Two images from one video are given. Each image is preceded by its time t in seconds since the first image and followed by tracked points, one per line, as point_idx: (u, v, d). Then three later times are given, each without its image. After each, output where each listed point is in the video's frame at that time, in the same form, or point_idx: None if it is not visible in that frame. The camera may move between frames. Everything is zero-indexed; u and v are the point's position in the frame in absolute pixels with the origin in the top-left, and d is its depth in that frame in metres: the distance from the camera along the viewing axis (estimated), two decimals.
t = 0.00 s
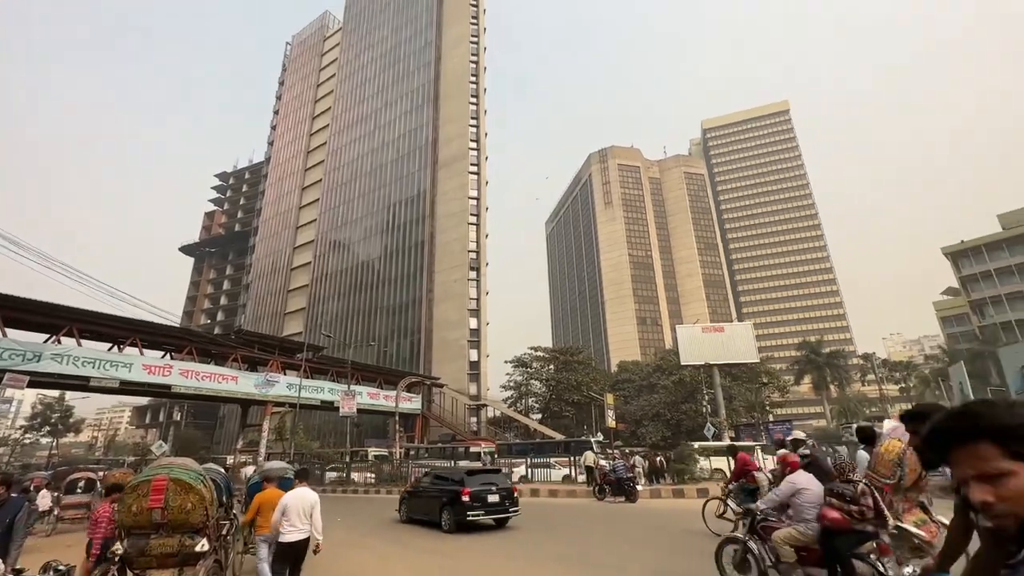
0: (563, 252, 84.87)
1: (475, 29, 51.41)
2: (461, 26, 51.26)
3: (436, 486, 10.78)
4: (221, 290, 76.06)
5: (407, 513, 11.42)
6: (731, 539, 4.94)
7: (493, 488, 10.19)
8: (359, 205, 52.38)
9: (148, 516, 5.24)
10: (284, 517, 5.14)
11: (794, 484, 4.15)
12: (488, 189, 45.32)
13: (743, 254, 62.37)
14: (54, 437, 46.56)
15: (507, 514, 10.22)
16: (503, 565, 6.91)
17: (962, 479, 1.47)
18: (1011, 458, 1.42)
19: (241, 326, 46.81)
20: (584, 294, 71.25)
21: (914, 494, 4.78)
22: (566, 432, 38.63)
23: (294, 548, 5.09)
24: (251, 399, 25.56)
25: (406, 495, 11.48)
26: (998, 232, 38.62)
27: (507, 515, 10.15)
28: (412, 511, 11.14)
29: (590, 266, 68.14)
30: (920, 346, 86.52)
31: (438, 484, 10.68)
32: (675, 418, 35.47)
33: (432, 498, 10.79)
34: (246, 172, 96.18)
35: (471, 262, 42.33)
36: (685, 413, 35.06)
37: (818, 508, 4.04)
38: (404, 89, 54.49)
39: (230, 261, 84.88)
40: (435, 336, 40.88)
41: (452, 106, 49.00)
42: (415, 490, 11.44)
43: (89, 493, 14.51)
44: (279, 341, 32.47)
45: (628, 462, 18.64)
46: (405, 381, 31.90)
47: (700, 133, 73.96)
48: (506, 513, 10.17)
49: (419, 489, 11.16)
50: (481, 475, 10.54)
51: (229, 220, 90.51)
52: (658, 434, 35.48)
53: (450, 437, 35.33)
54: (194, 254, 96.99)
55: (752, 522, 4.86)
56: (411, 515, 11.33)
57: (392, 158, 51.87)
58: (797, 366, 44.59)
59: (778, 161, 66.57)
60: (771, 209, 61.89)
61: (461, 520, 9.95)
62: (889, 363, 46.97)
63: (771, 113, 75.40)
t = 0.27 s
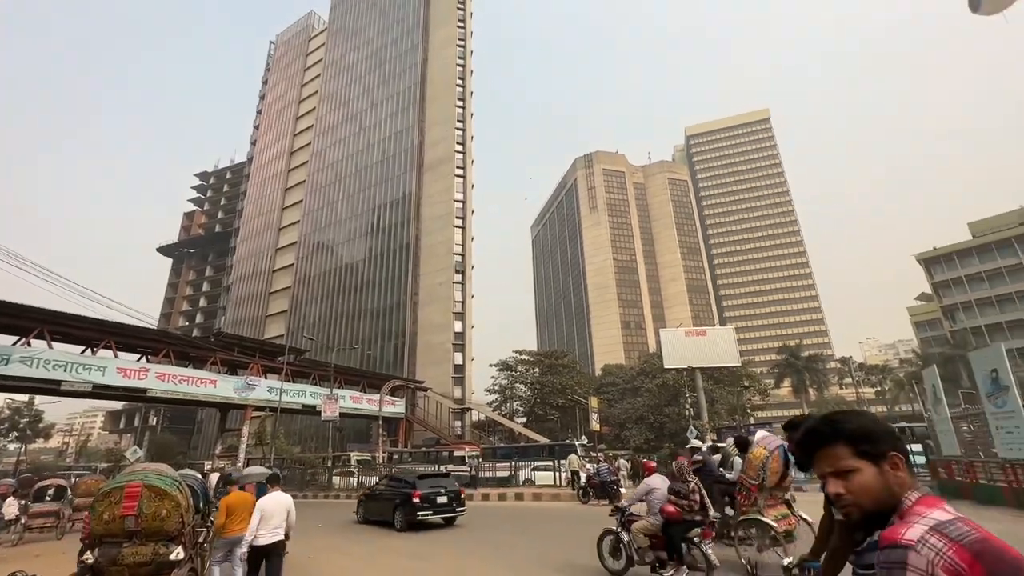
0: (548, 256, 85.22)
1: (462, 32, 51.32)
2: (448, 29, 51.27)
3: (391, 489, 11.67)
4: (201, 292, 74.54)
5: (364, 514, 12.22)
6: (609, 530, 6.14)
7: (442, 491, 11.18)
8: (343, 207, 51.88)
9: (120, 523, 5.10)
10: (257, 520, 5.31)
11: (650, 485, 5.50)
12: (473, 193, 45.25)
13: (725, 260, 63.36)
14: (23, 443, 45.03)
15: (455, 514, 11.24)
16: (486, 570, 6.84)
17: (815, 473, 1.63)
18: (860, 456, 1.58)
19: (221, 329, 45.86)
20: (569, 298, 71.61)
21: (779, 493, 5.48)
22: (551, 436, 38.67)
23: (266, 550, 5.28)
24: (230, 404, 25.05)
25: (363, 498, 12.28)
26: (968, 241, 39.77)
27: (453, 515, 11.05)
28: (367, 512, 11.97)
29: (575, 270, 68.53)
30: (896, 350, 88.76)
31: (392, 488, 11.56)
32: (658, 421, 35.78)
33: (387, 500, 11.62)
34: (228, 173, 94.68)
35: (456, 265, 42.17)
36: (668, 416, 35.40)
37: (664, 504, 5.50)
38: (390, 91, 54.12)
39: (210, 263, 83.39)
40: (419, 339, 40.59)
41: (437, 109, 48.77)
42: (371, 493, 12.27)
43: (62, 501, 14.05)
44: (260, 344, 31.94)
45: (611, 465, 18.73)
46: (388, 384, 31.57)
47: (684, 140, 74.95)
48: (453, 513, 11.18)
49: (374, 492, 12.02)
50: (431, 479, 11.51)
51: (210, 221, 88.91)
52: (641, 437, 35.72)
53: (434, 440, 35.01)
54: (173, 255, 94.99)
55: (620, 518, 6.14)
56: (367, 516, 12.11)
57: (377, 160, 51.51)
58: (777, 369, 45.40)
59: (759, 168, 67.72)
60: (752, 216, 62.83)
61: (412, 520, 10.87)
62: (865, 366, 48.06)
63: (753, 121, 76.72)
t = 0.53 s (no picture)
0: (534, 258, 85.29)
1: (449, 33, 51.18)
2: (435, 30, 51.09)
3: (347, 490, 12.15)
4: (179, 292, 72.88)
5: (321, 514, 12.67)
6: (514, 526, 6.96)
7: (394, 492, 11.64)
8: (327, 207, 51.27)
9: (91, 530, 4.93)
10: (227, 526, 5.22)
11: (546, 492, 6.34)
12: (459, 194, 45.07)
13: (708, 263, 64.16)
14: None
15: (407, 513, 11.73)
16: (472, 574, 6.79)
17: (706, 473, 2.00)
18: (738, 465, 1.92)
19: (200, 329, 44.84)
20: (555, 301, 71.77)
21: (678, 493, 6.28)
22: (535, 438, 38.65)
23: (238, 554, 5.16)
24: (208, 406, 24.49)
25: (320, 499, 12.73)
26: (941, 246, 40.83)
27: (406, 515, 11.64)
28: (325, 513, 12.45)
29: (561, 273, 68.74)
30: (872, 353, 90.83)
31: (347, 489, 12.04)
32: (641, 423, 36.03)
33: (343, 500, 12.09)
34: (208, 171, 92.86)
35: (442, 267, 41.92)
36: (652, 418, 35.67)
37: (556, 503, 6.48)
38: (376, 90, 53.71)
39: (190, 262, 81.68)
40: (404, 341, 40.23)
41: (423, 109, 48.53)
42: (329, 494, 12.72)
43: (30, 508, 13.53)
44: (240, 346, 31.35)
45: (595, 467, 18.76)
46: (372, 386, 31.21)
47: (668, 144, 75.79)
48: (406, 513, 11.67)
49: (331, 493, 12.50)
50: (386, 480, 11.96)
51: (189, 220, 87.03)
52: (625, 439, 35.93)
53: (418, 443, 34.73)
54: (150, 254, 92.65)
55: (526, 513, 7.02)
56: (325, 516, 12.57)
57: (362, 160, 51.04)
58: (758, 371, 46.07)
59: (742, 173, 68.77)
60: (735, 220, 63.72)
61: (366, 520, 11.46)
62: (842, 369, 49.02)
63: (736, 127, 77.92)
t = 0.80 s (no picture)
0: (519, 259, 85.51)
1: (436, 32, 50.95)
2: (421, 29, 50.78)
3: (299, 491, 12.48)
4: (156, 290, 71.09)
5: (273, 518, 12.87)
6: (440, 522, 7.82)
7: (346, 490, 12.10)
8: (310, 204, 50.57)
9: (59, 534, 4.75)
10: (195, 528, 5.25)
11: (462, 491, 7.28)
12: (445, 194, 44.82)
13: (690, 266, 65.03)
14: None
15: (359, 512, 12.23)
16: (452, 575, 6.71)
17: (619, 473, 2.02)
18: (630, 469, 1.97)
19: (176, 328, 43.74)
20: (539, 301, 72.05)
21: (594, 492, 6.95)
22: (519, 438, 38.67)
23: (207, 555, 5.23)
24: (184, 407, 23.91)
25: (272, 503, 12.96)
26: (914, 252, 41.94)
27: (359, 514, 12.21)
28: (279, 514, 12.71)
29: (546, 274, 68.98)
30: (848, 355, 92.98)
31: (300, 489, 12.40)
32: (623, 424, 36.34)
33: (297, 501, 12.42)
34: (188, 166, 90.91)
35: (426, 266, 41.61)
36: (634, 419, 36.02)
37: (472, 501, 7.39)
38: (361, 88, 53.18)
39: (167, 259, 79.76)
40: (387, 341, 39.84)
41: (409, 108, 48.19)
42: (282, 497, 12.95)
43: None
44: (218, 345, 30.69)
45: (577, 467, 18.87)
46: (354, 386, 30.81)
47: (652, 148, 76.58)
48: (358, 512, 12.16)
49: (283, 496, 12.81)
50: (340, 481, 12.43)
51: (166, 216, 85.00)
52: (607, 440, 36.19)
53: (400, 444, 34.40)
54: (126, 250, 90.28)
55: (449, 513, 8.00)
56: (278, 518, 12.81)
57: (346, 157, 50.42)
58: (738, 373, 46.86)
59: (724, 177, 69.81)
60: (717, 224, 64.76)
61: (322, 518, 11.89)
62: (820, 370, 50.00)
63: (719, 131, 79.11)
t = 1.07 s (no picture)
0: (503, 259, 85.39)
1: (422, 29, 50.57)
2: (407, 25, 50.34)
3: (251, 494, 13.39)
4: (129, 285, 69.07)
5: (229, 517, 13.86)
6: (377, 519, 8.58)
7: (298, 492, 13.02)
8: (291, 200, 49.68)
9: (22, 539, 4.60)
10: (160, 528, 5.16)
11: (391, 491, 8.16)
12: (429, 192, 44.51)
13: (672, 268, 65.82)
14: None
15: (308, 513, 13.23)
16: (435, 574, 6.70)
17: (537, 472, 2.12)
18: (546, 472, 2.10)
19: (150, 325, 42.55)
20: (523, 301, 72.09)
21: (525, 494, 7.23)
22: (501, 438, 38.69)
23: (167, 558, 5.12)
24: (159, 406, 23.26)
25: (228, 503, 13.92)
26: (887, 256, 43.03)
27: (309, 513, 13.25)
28: (233, 512, 13.77)
29: (530, 274, 69.05)
30: (824, 356, 95.20)
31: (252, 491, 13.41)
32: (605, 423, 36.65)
33: (251, 502, 13.42)
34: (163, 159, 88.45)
35: (409, 265, 41.29)
36: (615, 418, 36.37)
37: (401, 500, 8.27)
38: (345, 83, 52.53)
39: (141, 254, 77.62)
40: (369, 340, 39.42)
41: (393, 105, 47.79)
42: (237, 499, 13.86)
43: None
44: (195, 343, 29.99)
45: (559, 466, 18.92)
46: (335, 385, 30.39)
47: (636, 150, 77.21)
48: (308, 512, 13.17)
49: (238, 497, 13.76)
50: (291, 482, 13.31)
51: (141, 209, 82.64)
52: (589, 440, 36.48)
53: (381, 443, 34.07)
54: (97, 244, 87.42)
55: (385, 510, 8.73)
56: (231, 517, 13.83)
57: (329, 153, 49.67)
58: (717, 373, 47.59)
59: (706, 180, 70.76)
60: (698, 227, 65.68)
61: (273, 516, 12.59)
62: (796, 371, 51.04)
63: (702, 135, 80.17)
